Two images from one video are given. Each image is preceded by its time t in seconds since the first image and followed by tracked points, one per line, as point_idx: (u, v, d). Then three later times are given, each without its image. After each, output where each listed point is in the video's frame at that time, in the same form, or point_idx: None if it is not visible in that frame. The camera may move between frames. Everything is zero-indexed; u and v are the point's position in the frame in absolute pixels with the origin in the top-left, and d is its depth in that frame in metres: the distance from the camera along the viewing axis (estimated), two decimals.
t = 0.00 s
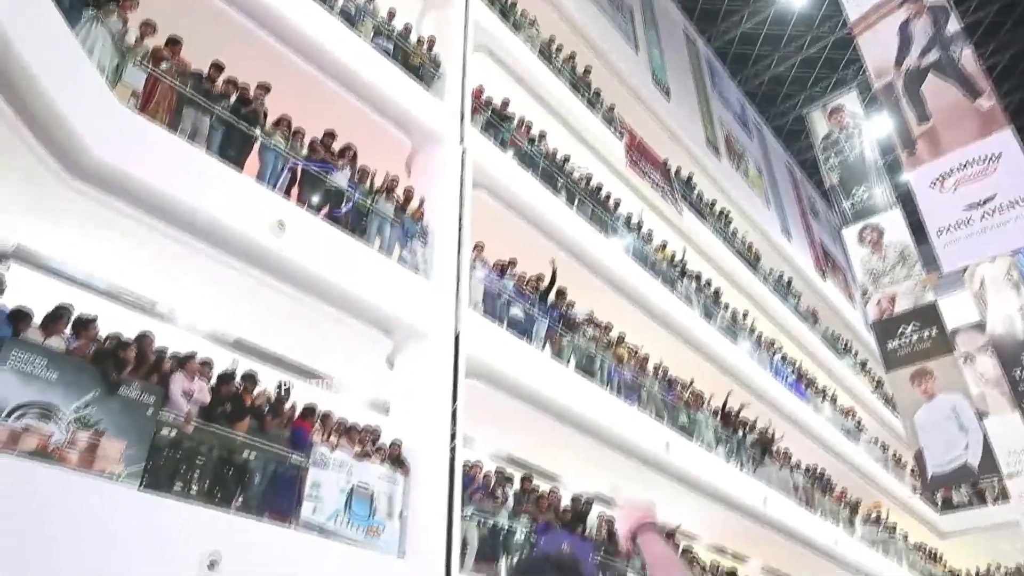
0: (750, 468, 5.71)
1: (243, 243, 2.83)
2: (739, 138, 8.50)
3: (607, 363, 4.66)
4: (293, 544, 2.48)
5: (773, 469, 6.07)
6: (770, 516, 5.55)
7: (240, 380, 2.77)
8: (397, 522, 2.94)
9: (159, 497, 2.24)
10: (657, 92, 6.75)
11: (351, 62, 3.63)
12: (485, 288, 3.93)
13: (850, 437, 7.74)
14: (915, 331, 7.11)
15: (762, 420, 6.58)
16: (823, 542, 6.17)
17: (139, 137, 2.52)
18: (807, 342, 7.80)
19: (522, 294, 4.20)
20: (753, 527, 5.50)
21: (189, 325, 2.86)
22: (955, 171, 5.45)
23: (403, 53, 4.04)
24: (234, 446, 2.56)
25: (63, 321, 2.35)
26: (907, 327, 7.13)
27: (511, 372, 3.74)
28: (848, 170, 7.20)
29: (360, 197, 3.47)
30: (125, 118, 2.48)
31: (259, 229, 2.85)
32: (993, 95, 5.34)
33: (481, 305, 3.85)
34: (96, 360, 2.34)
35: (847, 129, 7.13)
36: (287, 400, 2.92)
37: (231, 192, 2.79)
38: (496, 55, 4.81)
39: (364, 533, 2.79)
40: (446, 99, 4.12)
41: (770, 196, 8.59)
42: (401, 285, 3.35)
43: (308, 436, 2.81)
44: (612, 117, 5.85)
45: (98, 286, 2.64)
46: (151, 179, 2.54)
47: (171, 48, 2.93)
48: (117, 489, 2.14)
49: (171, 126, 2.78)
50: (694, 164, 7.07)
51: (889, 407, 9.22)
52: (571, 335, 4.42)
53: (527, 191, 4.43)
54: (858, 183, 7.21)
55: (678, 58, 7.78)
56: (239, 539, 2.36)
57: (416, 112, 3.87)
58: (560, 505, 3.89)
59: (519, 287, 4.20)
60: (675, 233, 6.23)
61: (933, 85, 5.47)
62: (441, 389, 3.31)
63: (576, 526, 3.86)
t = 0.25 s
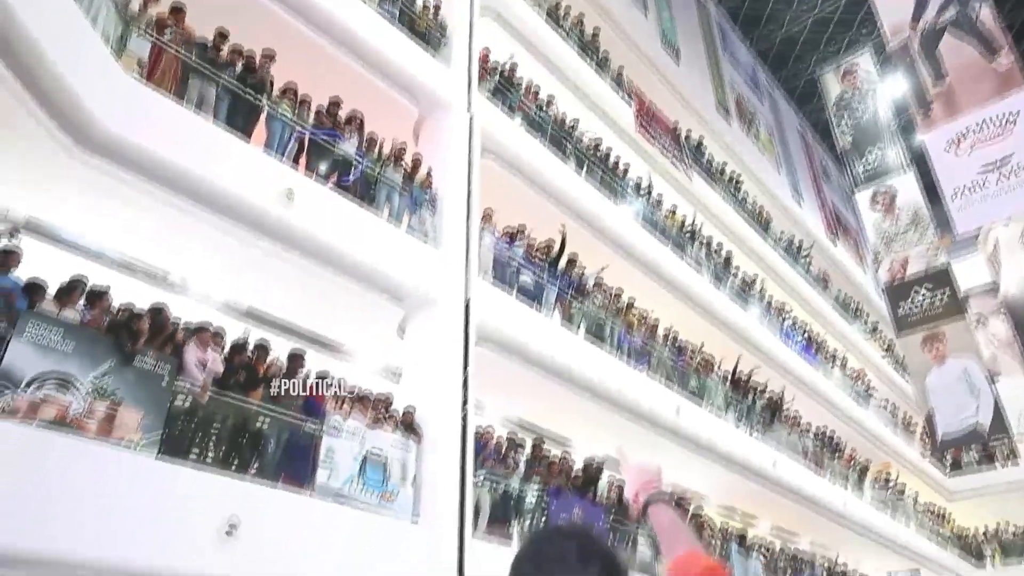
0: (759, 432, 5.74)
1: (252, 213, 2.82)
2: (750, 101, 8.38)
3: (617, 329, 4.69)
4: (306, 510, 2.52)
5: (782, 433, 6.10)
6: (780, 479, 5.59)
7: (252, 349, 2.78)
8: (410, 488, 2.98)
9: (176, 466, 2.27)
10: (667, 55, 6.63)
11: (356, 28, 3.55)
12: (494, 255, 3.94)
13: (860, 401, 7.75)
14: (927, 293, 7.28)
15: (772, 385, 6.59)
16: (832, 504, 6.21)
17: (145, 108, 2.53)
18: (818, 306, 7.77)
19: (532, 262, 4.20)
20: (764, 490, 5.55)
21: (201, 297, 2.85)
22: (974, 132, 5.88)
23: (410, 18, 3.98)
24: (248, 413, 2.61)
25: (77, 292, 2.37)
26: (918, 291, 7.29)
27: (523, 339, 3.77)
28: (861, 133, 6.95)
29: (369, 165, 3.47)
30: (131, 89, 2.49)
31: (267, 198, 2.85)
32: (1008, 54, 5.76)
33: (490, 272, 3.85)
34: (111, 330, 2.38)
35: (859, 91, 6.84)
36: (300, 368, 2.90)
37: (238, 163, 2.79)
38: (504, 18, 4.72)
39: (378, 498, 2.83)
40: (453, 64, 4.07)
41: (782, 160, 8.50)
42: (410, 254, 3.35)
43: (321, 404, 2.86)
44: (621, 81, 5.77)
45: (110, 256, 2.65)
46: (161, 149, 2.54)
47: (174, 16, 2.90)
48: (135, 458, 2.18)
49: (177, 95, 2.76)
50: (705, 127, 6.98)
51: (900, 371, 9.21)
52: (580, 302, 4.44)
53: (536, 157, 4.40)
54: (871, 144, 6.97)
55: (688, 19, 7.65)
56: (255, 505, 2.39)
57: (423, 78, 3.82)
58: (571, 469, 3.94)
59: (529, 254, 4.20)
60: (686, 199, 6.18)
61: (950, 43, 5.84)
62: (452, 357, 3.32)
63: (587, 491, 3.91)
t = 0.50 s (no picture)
0: (771, 391, 5.75)
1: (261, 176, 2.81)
2: (765, 57, 8.21)
3: (629, 289, 4.69)
4: (321, 471, 2.55)
5: (794, 392, 6.10)
6: (792, 437, 5.61)
7: (265, 311, 2.81)
8: (424, 448, 3.02)
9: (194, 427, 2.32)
10: (680, 10, 6.50)
11: None
12: (505, 217, 3.92)
13: (873, 360, 7.72)
14: (944, 251, 7.28)
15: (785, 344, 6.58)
16: (844, 462, 6.24)
17: (152, 71, 2.51)
18: (832, 265, 7.70)
19: (543, 223, 4.18)
20: (776, 449, 5.57)
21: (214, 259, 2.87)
22: (995, 85, 6.03)
23: None
24: (263, 375, 2.65)
25: (90, 258, 2.39)
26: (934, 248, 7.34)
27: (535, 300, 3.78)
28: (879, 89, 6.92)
29: (378, 126, 3.44)
30: (134, 52, 2.46)
31: (276, 160, 2.83)
32: None
33: (502, 234, 3.84)
34: (126, 295, 2.39)
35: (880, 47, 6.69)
36: (313, 331, 2.91)
37: (245, 127, 2.77)
38: None
39: (393, 458, 2.87)
40: (462, 23, 4.01)
41: (797, 116, 8.35)
42: (421, 216, 3.34)
43: (334, 366, 2.89)
44: (633, 37, 5.67)
45: (107, 213, 2.65)
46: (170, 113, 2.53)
47: None
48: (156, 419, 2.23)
49: (184, 57, 2.74)
50: (719, 84, 6.85)
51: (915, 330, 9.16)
52: (593, 263, 4.43)
53: (546, 117, 4.36)
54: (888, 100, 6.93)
55: None
56: (273, 465, 2.43)
57: (431, 37, 3.77)
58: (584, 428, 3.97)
59: (540, 216, 4.18)
60: (699, 157, 6.10)
61: None
62: (464, 319, 3.34)
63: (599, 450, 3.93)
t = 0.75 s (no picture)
0: (786, 350, 5.73)
1: (273, 138, 2.85)
2: (784, 9, 8.00)
3: (644, 249, 4.66)
4: (338, 431, 2.60)
5: (808, 351, 6.09)
6: (807, 396, 5.60)
7: (280, 273, 2.82)
8: (440, 408, 3.04)
9: (214, 389, 2.36)
10: None
11: None
12: (518, 177, 3.90)
13: (890, 319, 7.65)
14: (966, 207, 7.01)
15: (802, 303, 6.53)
16: (859, 419, 6.23)
17: (159, 35, 2.56)
18: (851, 222, 7.60)
19: (557, 183, 4.15)
20: (792, 407, 5.57)
21: (230, 223, 2.87)
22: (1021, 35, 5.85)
23: None
24: (281, 337, 2.68)
25: (107, 223, 2.38)
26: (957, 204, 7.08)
27: (548, 260, 3.78)
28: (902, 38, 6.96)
29: (389, 87, 3.41)
30: (141, 16, 2.52)
31: (292, 123, 2.88)
32: None
33: (515, 194, 3.82)
34: (144, 259, 2.39)
35: None
36: (329, 293, 2.92)
37: (254, 93, 2.80)
38: None
39: (410, 418, 2.90)
40: None
41: (815, 70, 8.15)
42: (433, 177, 3.35)
43: (352, 328, 2.91)
44: None
45: (110, 175, 2.55)
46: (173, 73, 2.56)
47: None
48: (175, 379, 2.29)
49: (193, 18, 2.71)
50: (736, 38, 6.69)
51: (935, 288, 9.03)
52: (607, 223, 4.40)
53: (559, 76, 4.30)
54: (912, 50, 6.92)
55: None
56: (291, 427, 2.48)
57: None
58: (599, 387, 3.99)
59: (553, 176, 4.15)
60: (715, 114, 6.01)
61: None
62: (479, 280, 3.34)
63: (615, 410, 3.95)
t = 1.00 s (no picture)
0: (812, 307, 5.68)
1: (296, 101, 2.86)
2: None
3: (668, 207, 4.62)
4: (366, 389, 2.68)
5: (835, 307, 6.02)
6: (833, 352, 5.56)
7: (303, 236, 2.81)
8: (466, 367, 3.08)
9: (243, 351, 2.43)
10: None
11: None
12: (540, 135, 3.87)
13: (918, 274, 7.53)
14: (1000, 159, 6.67)
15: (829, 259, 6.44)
16: (886, 376, 6.18)
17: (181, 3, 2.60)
18: (880, 176, 7.44)
19: (579, 141, 4.12)
20: (817, 364, 5.53)
21: (255, 187, 2.85)
22: None
23: None
24: (308, 302, 2.74)
25: (133, 188, 2.42)
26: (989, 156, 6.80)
27: (569, 220, 3.80)
28: None
29: (408, 47, 3.38)
30: None
31: (310, 86, 2.89)
32: None
33: (537, 153, 3.79)
34: (171, 224, 2.44)
35: None
36: (353, 255, 2.95)
37: (276, 58, 2.83)
38: None
39: (436, 378, 2.94)
40: None
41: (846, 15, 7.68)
42: (455, 138, 3.36)
43: (376, 291, 2.97)
44: None
45: (161, 152, 2.59)
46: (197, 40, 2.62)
47: None
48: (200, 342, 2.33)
49: None
50: None
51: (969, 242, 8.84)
52: (630, 181, 4.37)
53: (580, 31, 4.23)
54: None
55: None
56: (320, 387, 2.53)
57: None
58: (623, 345, 3.98)
59: (575, 134, 4.11)
60: (740, 67, 5.88)
61: None
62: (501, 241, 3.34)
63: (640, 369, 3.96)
